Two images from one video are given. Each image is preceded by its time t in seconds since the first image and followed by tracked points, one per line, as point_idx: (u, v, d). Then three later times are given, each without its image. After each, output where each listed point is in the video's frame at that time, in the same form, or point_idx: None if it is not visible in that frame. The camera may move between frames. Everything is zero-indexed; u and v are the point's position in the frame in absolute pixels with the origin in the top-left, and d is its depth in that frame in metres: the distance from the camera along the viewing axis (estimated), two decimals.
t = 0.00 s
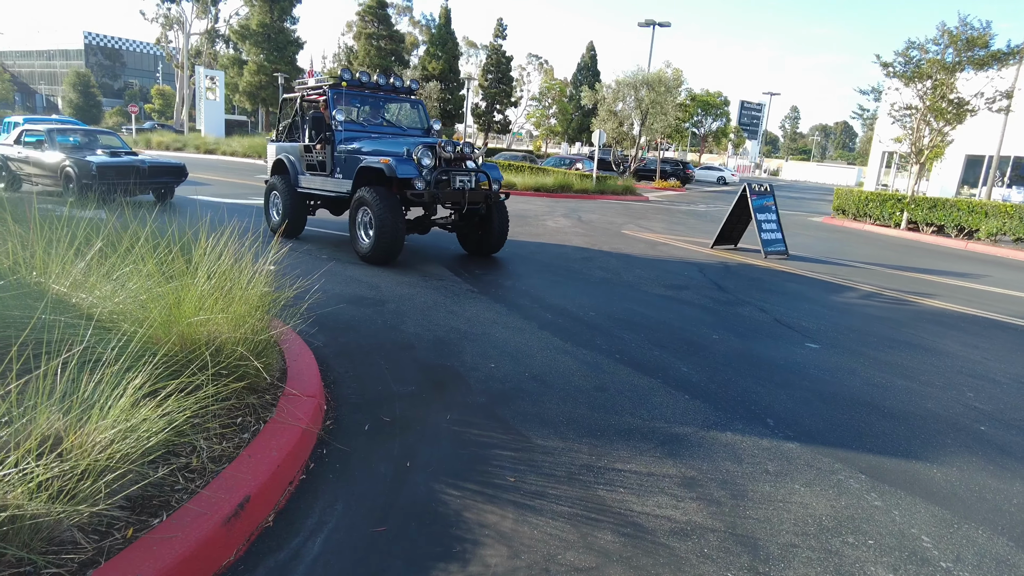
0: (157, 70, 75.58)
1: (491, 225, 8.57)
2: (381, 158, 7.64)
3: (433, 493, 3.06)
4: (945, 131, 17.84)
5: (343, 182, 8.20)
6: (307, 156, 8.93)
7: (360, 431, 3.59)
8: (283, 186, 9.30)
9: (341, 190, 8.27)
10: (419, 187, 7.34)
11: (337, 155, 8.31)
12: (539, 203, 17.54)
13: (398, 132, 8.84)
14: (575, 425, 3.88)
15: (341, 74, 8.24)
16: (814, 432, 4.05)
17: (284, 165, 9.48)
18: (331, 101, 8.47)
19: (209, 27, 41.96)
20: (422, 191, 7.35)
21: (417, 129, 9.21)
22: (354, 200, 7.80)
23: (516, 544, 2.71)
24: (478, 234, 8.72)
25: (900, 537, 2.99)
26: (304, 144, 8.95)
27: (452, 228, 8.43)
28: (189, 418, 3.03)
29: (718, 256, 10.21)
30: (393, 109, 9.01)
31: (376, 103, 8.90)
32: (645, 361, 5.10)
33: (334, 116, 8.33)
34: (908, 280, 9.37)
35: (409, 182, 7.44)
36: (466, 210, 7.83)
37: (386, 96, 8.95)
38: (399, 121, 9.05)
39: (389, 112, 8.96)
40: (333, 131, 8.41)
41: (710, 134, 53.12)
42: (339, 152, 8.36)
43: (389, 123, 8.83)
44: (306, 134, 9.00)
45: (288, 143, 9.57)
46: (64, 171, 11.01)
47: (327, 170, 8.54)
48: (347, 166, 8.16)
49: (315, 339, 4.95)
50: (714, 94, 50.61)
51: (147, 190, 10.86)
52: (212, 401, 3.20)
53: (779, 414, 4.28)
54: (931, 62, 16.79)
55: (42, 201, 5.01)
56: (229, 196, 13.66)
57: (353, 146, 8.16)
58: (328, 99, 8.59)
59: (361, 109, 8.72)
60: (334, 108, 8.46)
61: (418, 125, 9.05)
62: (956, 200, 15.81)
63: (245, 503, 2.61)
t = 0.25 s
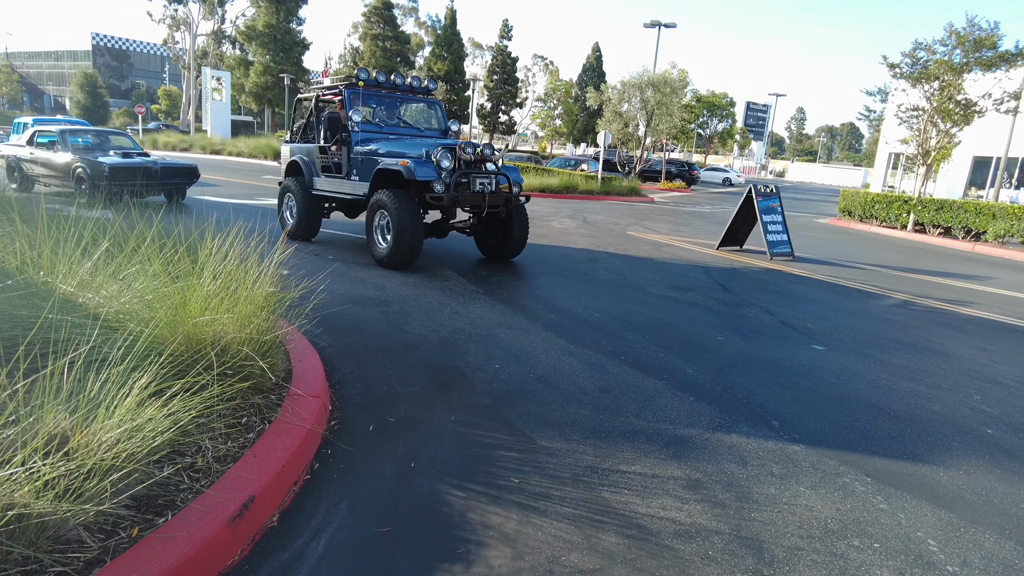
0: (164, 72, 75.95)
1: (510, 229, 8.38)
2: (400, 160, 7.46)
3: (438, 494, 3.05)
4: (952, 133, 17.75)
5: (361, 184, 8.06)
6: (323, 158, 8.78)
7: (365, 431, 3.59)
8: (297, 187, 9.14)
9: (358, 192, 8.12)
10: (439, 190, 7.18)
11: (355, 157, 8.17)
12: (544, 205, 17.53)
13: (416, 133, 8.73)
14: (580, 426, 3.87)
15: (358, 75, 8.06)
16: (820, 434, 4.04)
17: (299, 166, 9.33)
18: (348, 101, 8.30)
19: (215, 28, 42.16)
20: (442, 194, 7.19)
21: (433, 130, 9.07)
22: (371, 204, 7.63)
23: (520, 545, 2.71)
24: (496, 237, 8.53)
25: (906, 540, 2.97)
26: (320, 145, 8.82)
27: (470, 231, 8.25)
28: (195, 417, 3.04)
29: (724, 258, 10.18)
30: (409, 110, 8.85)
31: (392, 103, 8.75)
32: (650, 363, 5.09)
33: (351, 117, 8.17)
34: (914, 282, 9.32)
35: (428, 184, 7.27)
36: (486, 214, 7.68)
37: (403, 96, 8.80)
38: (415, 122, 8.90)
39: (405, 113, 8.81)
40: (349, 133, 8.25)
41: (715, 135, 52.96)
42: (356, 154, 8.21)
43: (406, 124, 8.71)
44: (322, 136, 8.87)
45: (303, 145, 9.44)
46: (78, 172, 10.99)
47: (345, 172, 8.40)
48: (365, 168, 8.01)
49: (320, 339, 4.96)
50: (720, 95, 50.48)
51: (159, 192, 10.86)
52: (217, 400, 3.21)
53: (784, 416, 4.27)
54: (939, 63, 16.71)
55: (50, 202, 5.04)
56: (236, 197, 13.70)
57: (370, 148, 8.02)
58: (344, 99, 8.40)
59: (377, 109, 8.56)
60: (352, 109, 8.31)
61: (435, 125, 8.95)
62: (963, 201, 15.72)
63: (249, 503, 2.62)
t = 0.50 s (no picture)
0: (168, 72, 76.25)
1: (529, 233, 8.18)
2: (417, 162, 7.27)
3: (441, 495, 3.06)
4: (957, 134, 17.69)
5: (376, 187, 7.88)
6: (337, 160, 8.61)
7: (368, 432, 3.60)
8: (310, 190, 8.97)
9: (373, 195, 7.95)
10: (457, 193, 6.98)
11: (370, 158, 7.99)
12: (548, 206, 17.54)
13: (431, 135, 8.56)
14: (582, 428, 3.87)
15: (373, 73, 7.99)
16: (823, 436, 4.03)
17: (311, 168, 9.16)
18: (363, 102, 8.15)
19: (220, 29, 42.30)
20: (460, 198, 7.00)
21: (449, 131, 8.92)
22: (388, 206, 7.46)
23: (522, 547, 2.71)
24: (514, 242, 8.33)
25: (909, 543, 2.96)
26: (334, 147, 8.66)
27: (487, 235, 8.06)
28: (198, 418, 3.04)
29: (728, 259, 10.17)
30: (426, 111, 8.72)
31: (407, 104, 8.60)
32: (653, 364, 5.09)
33: (366, 117, 8.05)
34: (919, 284, 9.29)
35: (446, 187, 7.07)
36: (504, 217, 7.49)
37: (419, 97, 8.65)
38: (431, 123, 8.76)
39: (421, 114, 8.68)
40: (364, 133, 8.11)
41: (719, 136, 52.86)
42: (371, 155, 8.04)
43: (422, 125, 8.55)
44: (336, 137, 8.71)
45: (315, 146, 9.28)
46: (87, 173, 10.95)
47: (359, 174, 8.22)
48: (381, 170, 7.82)
49: (324, 340, 4.97)
50: (724, 96, 50.41)
51: (169, 194, 10.87)
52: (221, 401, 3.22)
53: (788, 418, 4.26)
54: (944, 64, 16.66)
55: (56, 202, 5.06)
56: (240, 198, 13.74)
57: (386, 149, 7.81)
58: (360, 99, 8.31)
59: (393, 109, 8.44)
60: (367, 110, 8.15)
61: (451, 127, 8.80)
62: (968, 203, 15.67)
63: (252, 503, 2.62)
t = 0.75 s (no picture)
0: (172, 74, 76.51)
1: (549, 239, 7.97)
2: (436, 164, 7.05)
3: (444, 496, 3.06)
4: (961, 136, 17.66)
5: (393, 190, 7.66)
6: (351, 162, 8.42)
7: (371, 433, 3.60)
8: (324, 192, 8.80)
9: (389, 198, 7.73)
10: (478, 197, 6.77)
11: (386, 160, 7.78)
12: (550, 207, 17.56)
13: (450, 136, 8.38)
14: (586, 429, 3.87)
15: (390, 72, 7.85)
16: (826, 438, 4.03)
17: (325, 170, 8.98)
18: (380, 102, 7.98)
19: (224, 30, 42.42)
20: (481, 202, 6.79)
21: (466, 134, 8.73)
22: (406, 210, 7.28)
23: (525, 548, 2.71)
24: (534, 247, 8.11)
25: (912, 545, 2.96)
26: (349, 148, 8.46)
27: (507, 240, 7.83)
28: (202, 418, 3.06)
29: (731, 260, 10.17)
30: (443, 112, 8.54)
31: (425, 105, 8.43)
32: (656, 366, 5.09)
33: (382, 118, 7.87)
34: (922, 286, 9.28)
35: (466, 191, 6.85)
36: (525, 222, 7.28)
37: (436, 98, 8.48)
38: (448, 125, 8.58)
39: (439, 115, 8.50)
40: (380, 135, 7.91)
41: (722, 138, 52.80)
42: (387, 157, 7.83)
43: (440, 126, 8.38)
44: (350, 138, 8.52)
45: (330, 147, 9.10)
46: (96, 174, 10.83)
47: (375, 177, 8.02)
48: (398, 173, 7.61)
49: (327, 341, 4.98)
50: (727, 97, 50.36)
51: (178, 196, 10.86)
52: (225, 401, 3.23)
53: (791, 420, 4.26)
54: (947, 66, 16.63)
55: (61, 203, 5.08)
56: (244, 199, 13.77)
57: (402, 151, 7.59)
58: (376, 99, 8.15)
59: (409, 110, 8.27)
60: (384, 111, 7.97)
61: (469, 128, 8.62)
62: (972, 205, 15.64)
63: (256, 504, 2.63)
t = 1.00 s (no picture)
0: (175, 75, 76.68)
1: (570, 245, 7.72)
2: (455, 168, 6.84)
3: (447, 498, 3.07)
4: (964, 138, 17.62)
5: (410, 194, 7.46)
6: (366, 165, 8.23)
7: (374, 435, 3.61)
8: (337, 196, 8.63)
9: (406, 203, 7.53)
10: (498, 202, 6.57)
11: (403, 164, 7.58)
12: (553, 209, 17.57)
13: (466, 138, 8.21)
14: (589, 432, 3.88)
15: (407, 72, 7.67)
16: (829, 441, 4.03)
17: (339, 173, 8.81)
18: (396, 103, 7.79)
19: (227, 32, 42.51)
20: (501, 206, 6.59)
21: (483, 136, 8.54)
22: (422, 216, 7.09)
23: (528, 551, 2.71)
24: (554, 252, 7.88)
25: (916, 549, 2.96)
26: (363, 151, 8.27)
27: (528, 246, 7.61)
28: (207, 420, 3.07)
29: (733, 263, 10.17)
30: (460, 114, 8.36)
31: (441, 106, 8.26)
32: (659, 368, 5.09)
33: (399, 119, 7.68)
34: (925, 288, 9.26)
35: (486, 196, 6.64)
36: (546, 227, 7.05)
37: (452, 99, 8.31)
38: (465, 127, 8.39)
39: (456, 116, 8.32)
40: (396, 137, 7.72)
41: (725, 139, 52.78)
42: (403, 160, 7.62)
43: (457, 128, 8.21)
44: (365, 141, 8.34)
45: (343, 149, 8.92)
46: (106, 177, 10.92)
47: (391, 181, 7.81)
48: (415, 177, 7.40)
49: (330, 343, 4.99)
50: (730, 99, 50.32)
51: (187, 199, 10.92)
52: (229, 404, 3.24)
53: (794, 423, 4.25)
54: (951, 68, 16.60)
55: (65, 205, 5.11)
56: (247, 200, 13.81)
57: (419, 154, 7.40)
58: (392, 100, 7.97)
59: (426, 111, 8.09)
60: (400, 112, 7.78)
61: (485, 130, 8.45)
62: (975, 207, 15.61)
63: (260, 506, 2.64)
